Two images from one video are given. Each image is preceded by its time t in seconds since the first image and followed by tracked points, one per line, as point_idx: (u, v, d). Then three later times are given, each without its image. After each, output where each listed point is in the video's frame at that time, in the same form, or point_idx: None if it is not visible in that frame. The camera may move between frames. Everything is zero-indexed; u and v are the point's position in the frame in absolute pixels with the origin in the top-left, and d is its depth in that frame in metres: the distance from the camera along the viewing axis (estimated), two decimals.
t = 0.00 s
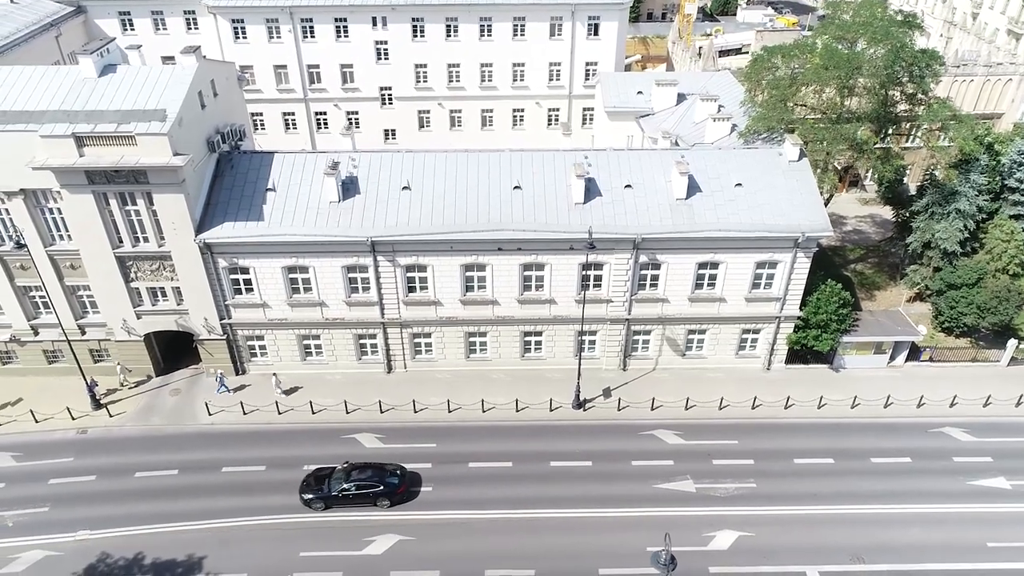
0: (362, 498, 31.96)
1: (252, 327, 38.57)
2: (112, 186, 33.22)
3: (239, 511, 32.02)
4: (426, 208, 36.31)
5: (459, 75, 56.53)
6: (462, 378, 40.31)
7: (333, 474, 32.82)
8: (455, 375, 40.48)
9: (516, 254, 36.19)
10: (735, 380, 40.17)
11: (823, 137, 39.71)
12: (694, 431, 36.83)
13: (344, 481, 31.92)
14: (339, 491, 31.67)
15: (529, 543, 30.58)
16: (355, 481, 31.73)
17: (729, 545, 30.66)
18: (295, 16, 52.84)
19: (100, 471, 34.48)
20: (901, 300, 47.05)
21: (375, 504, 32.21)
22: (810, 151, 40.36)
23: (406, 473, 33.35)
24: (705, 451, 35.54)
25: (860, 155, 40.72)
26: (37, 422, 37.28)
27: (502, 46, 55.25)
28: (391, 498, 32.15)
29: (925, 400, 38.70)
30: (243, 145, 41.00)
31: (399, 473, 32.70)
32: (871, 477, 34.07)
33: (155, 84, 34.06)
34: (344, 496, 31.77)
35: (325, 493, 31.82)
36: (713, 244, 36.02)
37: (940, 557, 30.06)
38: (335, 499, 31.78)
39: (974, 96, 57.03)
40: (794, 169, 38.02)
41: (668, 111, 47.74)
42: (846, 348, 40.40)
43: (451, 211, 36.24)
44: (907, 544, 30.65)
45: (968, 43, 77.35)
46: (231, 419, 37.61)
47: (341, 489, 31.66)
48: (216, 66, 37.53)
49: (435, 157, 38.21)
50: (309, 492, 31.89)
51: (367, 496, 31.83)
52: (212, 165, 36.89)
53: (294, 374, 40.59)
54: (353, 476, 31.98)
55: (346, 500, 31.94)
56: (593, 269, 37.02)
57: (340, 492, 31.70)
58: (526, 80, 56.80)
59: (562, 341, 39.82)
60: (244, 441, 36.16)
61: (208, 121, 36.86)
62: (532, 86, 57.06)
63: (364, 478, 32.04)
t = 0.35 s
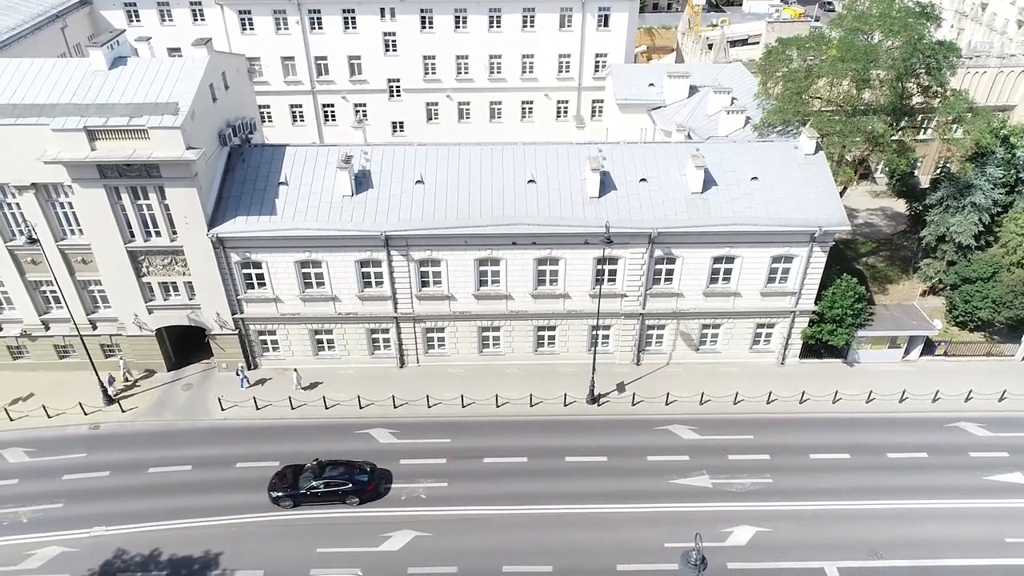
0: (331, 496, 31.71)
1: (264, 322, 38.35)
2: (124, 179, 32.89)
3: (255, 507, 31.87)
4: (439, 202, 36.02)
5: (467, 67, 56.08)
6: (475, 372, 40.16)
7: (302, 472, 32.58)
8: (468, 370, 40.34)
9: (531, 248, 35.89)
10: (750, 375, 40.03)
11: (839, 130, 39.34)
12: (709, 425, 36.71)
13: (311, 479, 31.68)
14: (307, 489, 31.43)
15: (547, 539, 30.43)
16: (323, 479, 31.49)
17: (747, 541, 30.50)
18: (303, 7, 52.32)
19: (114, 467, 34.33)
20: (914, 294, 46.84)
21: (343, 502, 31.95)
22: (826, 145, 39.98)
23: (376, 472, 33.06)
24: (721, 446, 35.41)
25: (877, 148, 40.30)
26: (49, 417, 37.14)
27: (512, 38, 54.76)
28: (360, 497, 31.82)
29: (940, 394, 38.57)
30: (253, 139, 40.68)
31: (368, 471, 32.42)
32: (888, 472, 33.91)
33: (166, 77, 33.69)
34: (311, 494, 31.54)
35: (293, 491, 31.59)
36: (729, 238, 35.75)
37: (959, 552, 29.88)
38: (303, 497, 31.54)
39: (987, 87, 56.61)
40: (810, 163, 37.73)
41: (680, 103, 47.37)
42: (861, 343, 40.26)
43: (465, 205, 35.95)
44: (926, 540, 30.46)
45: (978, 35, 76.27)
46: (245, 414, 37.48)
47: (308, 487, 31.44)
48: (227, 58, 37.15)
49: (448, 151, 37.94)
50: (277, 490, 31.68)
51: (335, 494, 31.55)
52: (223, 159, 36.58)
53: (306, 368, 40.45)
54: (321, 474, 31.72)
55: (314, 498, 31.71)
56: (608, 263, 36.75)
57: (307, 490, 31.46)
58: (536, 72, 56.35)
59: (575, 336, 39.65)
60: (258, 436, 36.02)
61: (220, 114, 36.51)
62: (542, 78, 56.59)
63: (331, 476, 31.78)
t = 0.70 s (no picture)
0: (301, 493, 31.52)
1: (278, 316, 38.13)
2: (138, 173, 32.58)
3: (272, 501, 31.79)
4: (455, 196, 35.72)
5: (477, 58, 55.58)
6: (489, 367, 40.01)
7: (273, 469, 32.40)
8: (482, 364, 40.18)
9: (547, 242, 35.62)
10: (765, 369, 39.90)
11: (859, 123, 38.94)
12: (726, 420, 36.58)
13: (281, 476, 31.52)
14: (277, 487, 31.27)
15: (566, 535, 30.35)
16: (295, 477, 31.33)
17: (767, 537, 30.40)
18: None
19: (129, 462, 34.20)
20: (929, 287, 46.58)
21: (314, 500, 31.73)
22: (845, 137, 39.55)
23: (348, 469, 32.86)
24: (738, 441, 35.30)
25: (896, 141, 39.84)
26: (63, 412, 37.00)
27: (522, 29, 54.22)
28: (331, 494, 31.62)
29: (957, 389, 38.43)
30: (265, 132, 40.35)
31: (340, 467, 32.24)
32: (906, 467, 33.81)
33: (180, 69, 33.32)
34: (281, 492, 31.35)
35: (263, 488, 31.41)
36: (747, 232, 35.48)
37: (979, 548, 29.80)
38: (272, 495, 31.35)
39: (1002, 77, 56.18)
40: (828, 156, 37.44)
41: (694, 95, 46.99)
42: (877, 337, 40.10)
43: (481, 199, 35.65)
44: (946, 536, 30.36)
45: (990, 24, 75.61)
46: (259, 409, 37.34)
47: (279, 485, 31.27)
48: (239, 50, 36.75)
49: (463, 144, 37.63)
50: (246, 488, 31.52)
51: (306, 492, 31.38)
52: (236, 152, 36.28)
53: (320, 363, 40.30)
54: (291, 472, 31.55)
55: (284, 496, 31.52)
56: (624, 257, 36.49)
57: (276, 488, 31.29)
58: (546, 63, 55.86)
59: (590, 330, 39.47)
60: (272, 431, 35.88)
61: (233, 107, 36.16)
62: (552, 69, 56.11)
63: (301, 473, 31.60)
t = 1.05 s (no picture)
0: (278, 492, 31.44)
1: (292, 311, 37.93)
2: (153, 167, 32.27)
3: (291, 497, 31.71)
4: (470, 190, 35.44)
5: (487, 50, 55.12)
6: (504, 361, 39.87)
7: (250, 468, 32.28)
8: (497, 359, 40.05)
9: (564, 237, 35.34)
10: (781, 364, 39.77)
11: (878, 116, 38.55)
12: (743, 415, 36.47)
13: (258, 475, 31.40)
14: (254, 485, 31.14)
15: (585, 531, 30.26)
16: (271, 475, 31.22)
17: (787, 532, 30.31)
18: None
19: (146, 458, 34.07)
20: (943, 281, 46.33)
21: (291, 498, 31.63)
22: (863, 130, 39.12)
23: (326, 467, 32.74)
24: (756, 436, 35.20)
25: (913, 134, 39.09)
26: (78, 407, 36.86)
27: (533, 20, 53.71)
28: (308, 492, 31.50)
29: (974, 383, 38.28)
30: (278, 125, 40.04)
31: (317, 465, 32.13)
32: (925, 462, 33.70)
33: (195, 63, 32.95)
34: (258, 491, 31.23)
35: (239, 487, 31.27)
36: (765, 226, 35.23)
37: (1000, 544, 29.72)
38: (249, 493, 31.21)
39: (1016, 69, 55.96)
40: (846, 149, 37.12)
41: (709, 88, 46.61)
42: (894, 331, 39.96)
43: (497, 193, 35.36)
44: (967, 531, 30.27)
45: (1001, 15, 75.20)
46: (275, 405, 37.19)
47: (256, 483, 31.18)
48: (253, 42, 36.35)
49: (479, 137, 37.34)
50: (223, 487, 31.37)
51: (283, 490, 31.28)
52: (250, 146, 35.98)
53: (335, 358, 40.15)
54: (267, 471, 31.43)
55: (262, 495, 31.41)
56: (641, 252, 36.27)
57: (253, 486, 31.17)
58: (557, 55, 55.40)
59: (606, 324, 39.30)
60: (288, 427, 35.76)
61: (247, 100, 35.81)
62: (562, 61, 55.65)
63: (278, 472, 31.48)
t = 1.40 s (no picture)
0: (263, 491, 31.20)
1: (311, 306, 37.73)
2: (172, 161, 31.92)
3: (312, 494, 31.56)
4: (491, 184, 35.14)
5: (500, 42, 54.60)
6: (523, 356, 39.70)
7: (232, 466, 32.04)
8: (516, 354, 39.87)
9: (585, 231, 35.06)
10: (801, 358, 39.62)
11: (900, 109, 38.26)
12: (765, 410, 36.33)
13: (240, 473, 31.17)
14: (237, 484, 30.92)
15: (610, 527, 30.15)
16: (254, 474, 31.00)
17: (812, 528, 30.21)
18: None
19: (166, 454, 33.92)
20: (961, 275, 46.14)
21: (274, 497, 31.39)
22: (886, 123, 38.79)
23: (309, 465, 32.49)
24: (778, 431, 35.08)
25: (936, 127, 38.88)
26: (96, 403, 36.70)
27: (547, 11, 53.19)
28: (291, 490, 31.26)
29: (996, 378, 38.14)
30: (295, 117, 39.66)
31: (300, 463, 31.89)
32: (949, 458, 33.58)
33: (214, 55, 32.57)
34: (242, 490, 31.00)
35: (222, 486, 31.03)
36: (788, 221, 34.96)
37: None
38: (233, 492, 30.99)
39: None
40: (869, 143, 36.76)
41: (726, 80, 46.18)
42: (915, 326, 39.81)
43: (518, 187, 35.07)
44: (992, 527, 30.18)
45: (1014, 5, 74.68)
46: (294, 400, 37.04)
47: (238, 482, 30.93)
48: (270, 34, 35.91)
49: (499, 130, 36.99)
50: (205, 486, 31.13)
51: (267, 489, 31.07)
52: (269, 139, 35.64)
53: (353, 353, 39.99)
54: (250, 469, 31.19)
55: (245, 494, 31.18)
56: (663, 246, 36.03)
57: (236, 485, 30.95)
58: (571, 46, 54.89)
59: (625, 319, 39.11)
60: (307, 422, 35.61)
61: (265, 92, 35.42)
62: (576, 53, 55.15)
63: (261, 470, 31.25)
